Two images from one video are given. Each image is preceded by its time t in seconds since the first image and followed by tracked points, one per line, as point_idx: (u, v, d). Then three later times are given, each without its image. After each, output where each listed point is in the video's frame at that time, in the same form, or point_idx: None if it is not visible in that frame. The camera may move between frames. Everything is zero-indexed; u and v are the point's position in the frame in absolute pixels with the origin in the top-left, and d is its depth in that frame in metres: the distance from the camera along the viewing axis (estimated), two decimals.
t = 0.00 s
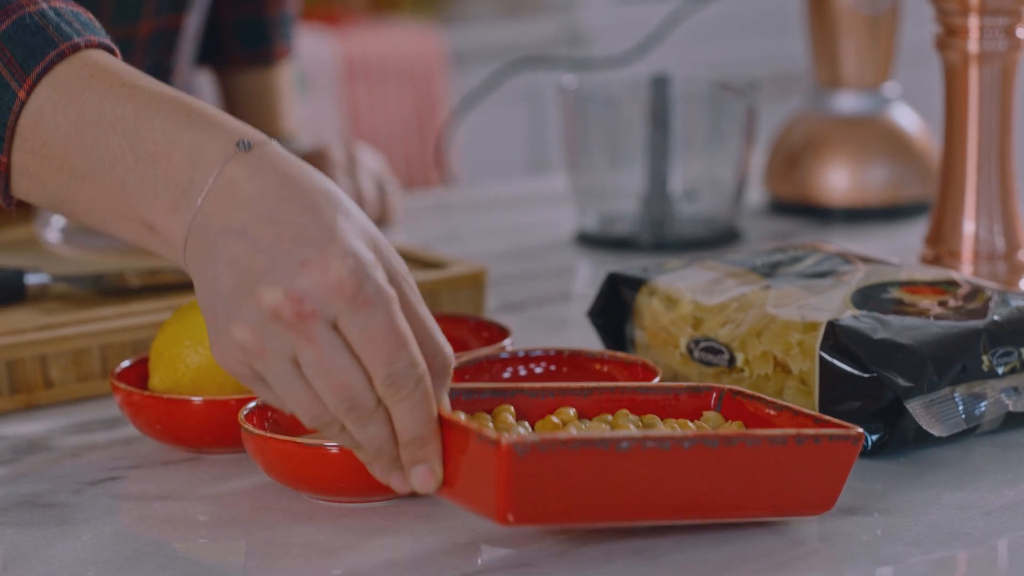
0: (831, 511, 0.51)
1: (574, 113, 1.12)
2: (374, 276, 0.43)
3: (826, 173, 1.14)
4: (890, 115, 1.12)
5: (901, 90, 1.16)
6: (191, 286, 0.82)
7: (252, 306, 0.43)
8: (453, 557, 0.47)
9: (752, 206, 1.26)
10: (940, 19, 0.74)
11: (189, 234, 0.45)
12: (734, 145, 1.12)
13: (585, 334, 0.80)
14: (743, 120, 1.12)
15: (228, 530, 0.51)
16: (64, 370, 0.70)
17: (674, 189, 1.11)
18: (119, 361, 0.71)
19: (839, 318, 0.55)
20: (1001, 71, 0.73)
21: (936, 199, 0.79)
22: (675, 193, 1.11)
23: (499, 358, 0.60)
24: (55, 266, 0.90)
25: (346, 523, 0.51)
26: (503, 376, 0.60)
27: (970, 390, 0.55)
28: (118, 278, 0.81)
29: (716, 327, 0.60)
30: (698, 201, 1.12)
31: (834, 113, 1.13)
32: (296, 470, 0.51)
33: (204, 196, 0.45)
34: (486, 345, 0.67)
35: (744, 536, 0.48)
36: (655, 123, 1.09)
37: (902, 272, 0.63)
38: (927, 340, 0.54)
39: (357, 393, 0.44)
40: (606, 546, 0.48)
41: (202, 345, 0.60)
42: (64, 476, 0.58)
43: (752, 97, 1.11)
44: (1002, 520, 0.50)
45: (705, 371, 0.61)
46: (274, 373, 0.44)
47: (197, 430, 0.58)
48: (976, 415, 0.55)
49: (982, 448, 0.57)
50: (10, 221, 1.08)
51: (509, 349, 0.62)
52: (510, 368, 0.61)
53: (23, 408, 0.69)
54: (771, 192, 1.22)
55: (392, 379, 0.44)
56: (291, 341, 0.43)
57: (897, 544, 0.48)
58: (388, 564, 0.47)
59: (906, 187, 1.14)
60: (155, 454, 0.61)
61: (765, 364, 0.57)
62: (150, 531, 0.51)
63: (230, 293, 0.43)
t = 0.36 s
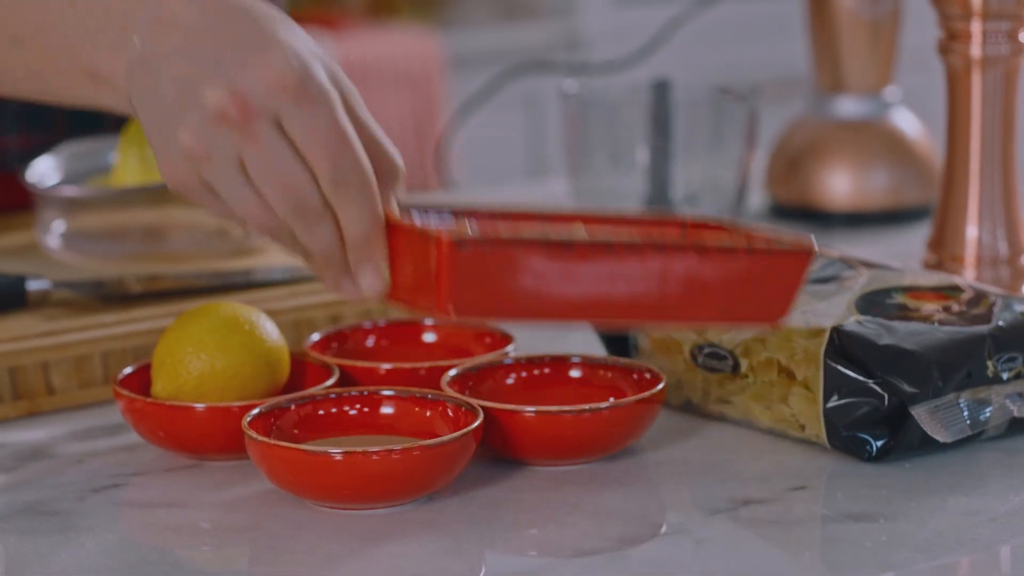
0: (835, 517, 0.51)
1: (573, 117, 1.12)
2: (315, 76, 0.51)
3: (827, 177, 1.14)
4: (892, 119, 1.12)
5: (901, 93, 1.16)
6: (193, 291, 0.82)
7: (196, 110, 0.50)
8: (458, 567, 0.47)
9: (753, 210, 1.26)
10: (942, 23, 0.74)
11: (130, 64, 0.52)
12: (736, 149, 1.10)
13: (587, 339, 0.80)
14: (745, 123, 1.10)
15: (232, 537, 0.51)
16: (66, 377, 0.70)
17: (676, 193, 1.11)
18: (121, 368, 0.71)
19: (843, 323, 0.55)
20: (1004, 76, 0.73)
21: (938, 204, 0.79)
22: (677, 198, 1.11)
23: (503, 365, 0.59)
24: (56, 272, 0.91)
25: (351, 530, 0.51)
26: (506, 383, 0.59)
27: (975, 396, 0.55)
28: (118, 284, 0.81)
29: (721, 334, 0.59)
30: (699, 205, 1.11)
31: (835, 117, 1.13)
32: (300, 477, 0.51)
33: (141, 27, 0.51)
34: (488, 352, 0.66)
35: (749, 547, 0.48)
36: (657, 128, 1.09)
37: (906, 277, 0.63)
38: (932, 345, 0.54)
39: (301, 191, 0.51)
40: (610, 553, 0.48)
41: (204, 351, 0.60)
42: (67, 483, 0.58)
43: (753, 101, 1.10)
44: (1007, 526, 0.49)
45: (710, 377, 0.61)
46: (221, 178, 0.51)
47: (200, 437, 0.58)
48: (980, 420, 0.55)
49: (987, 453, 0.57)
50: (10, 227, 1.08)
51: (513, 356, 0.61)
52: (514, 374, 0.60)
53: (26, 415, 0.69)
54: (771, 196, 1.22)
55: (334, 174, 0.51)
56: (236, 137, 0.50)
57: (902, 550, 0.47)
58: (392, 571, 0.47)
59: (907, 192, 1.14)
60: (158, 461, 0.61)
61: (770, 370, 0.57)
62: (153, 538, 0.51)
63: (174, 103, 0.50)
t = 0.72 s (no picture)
0: (844, 534, 0.50)
1: (580, 130, 1.12)
2: None
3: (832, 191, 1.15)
4: (897, 133, 1.13)
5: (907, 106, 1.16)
6: (197, 303, 0.82)
7: None
8: None
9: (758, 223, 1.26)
10: (950, 37, 0.74)
11: None
12: (743, 163, 1.11)
13: (593, 353, 0.80)
14: (750, 139, 1.11)
15: (238, 552, 0.51)
16: (71, 389, 0.70)
17: (682, 206, 1.11)
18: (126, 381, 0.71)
19: (852, 340, 0.55)
20: (1012, 91, 0.73)
21: (945, 219, 0.79)
22: (683, 210, 1.11)
23: (510, 379, 0.59)
24: (61, 284, 0.93)
25: (358, 545, 0.51)
26: (513, 397, 0.59)
27: (984, 412, 0.54)
28: (123, 295, 0.80)
29: (728, 349, 0.59)
30: (703, 219, 1.12)
31: (841, 131, 1.13)
32: (306, 491, 0.51)
33: None
34: (496, 365, 0.66)
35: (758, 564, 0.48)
36: (662, 143, 1.09)
37: (914, 292, 0.63)
38: (941, 361, 0.53)
39: None
40: (619, 570, 0.48)
41: (210, 364, 0.60)
42: (71, 496, 0.58)
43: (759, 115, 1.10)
44: (1018, 544, 0.49)
45: (716, 392, 0.60)
46: None
47: (206, 451, 0.58)
48: (988, 436, 0.55)
49: (997, 471, 0.56)
50: (13, 236, 1.08)
51: (520, 370, 0.61)
52: (521, 389, 0.59)
53: (30, 427, 0.69)
54: (776, 210, 1.22)
55: None
56: None
57: (912, 567, 0.47)
58: None
59: (912, 206, 1.14)
60: (163, 474, 0.60)
61: (777, 386, 0.57)
62: (159, 553, 0.51)
63: None
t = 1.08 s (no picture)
0: (852, 547, 0.50)
1: (583, 139, 1.12)
2: None
3: (834, 201, 1.15)
4: (900, 143, 1.13)
5: (910, 116, 1.16)
6: (200, 313, 0.82)
7: None
8: None
9: (760, 232, 1.26)
10: (955, 48, 0.73)
11: None
12: (745, 172, 1.11)
13: (597, 365, 0.80)
14: (754, 149, 1.11)
15: (244, 564, 0.50)
16: (74, 400, 0.70)
17: (683, 217, 1.11)
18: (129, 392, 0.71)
19: (860, 352, 0.54)
20: (1018, 101, 0.73)
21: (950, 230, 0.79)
22: (684, 221, 1.11)
23: (516, 391, 0.59)
24: (62, 293, 0.93)
25: (364, 559, 0.51)
26: (519, 408, 0.59)
27: (992, 424, 0.54)
28: (125, 304, 0.80)
29: (734, 360, 0.59)
30: (707, 229, 1.11)
31: (843, 140, 1.13)
32: (312, 504, 0.51)
33: None
34: (501, 377, 0.66)
35: None
36: (665, 152, 1.09)
37: (921, 304, 0.62)
38: (948, 373, 0.53)
39: None
40: None
41: (214, 375, 0.60)
42: (75, 508, 0.57)
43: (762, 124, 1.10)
44: None
45: (723, 404, 0.60)
46: None
47: (211, 461, 0.57)
48: (996, 449, 0.54)
49: (1005, 484, 0.56)
50: (13, 245, 1.08)
51: (526, 381, 0.61)
52: (526, 401, 0.59)
53: (33, 438, 0.68)
54: (777, 220, 1.22)
55: None
56: None
57: None
58: None
59: (914, 216, 1.14)
60: (168, 486, 0.60)
61: (784, 398, 0.57)
62: (165, 565, 0.50)
63: None
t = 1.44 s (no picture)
0: (862, 559, 0.50)
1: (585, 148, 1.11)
2: None
3: (836, 209, 1.14)
4: (903, 151, 1.12)
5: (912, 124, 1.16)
6: (203, 324, 0.82)
7: None
8: None
9: (762, 240, 1.26)
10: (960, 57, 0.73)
11: None
12: (747, 181, 1.11)
13: (602, 376, 0.80)
14: (756, 159, 1.11)
15: None
16: (77, 412, 0.69)
17: (685, 226, 1.11)
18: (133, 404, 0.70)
19: (868, 363, 0.54)
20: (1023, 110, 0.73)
21: (955, 240, 0.79)
22: (686, 230, 1.11)
23: (522, 402, 0.58)
24: (63, 304, 0.93)
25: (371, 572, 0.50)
26: (525, 420, 0.58)
27: (1001, 436, 0.54)
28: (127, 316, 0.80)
29: (741, 371, 0.58)
30: (708, 238, 1.12)
31: (845, 148, 1.13)
32: (319, 517, 0.50)
33: None
34: (507, 389, 0.65)
35: None
36: (667, 161, 1.08)
37: (928, 314, 0.62)
38: (958, 385, 0.53)
39: None
40: None
41: (219, 387, 0.60)
42: (80, 521, 0.57)
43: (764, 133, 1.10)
44: None
45: (730, 416, 0.60)
46: None
47: (217, 474, 0.57)
48: (1005, 460, 0.54)
49: (1014, 495, 0.56)
50: (14, 255, 1.08)
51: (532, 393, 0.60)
52: (533, 413, 0.59)
53: (36, 450, 0.68)
54: (779, 228, 1.21)
55: None
56: None
57: None
58: None
59: (916, 225, 1.14)
60: (173, 498, 0.60)
61: (792, 410, 0.56)
62: None
63: None
